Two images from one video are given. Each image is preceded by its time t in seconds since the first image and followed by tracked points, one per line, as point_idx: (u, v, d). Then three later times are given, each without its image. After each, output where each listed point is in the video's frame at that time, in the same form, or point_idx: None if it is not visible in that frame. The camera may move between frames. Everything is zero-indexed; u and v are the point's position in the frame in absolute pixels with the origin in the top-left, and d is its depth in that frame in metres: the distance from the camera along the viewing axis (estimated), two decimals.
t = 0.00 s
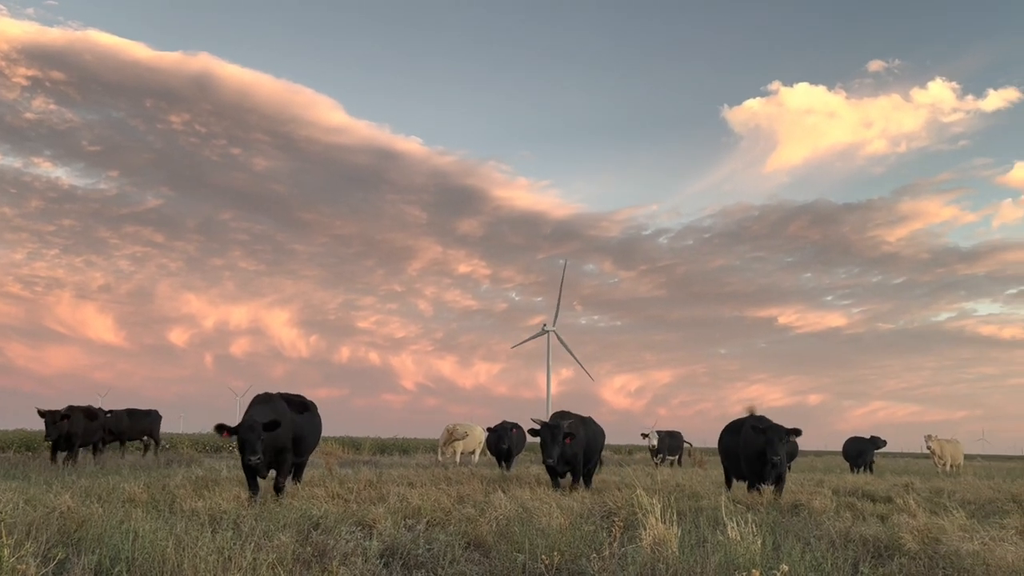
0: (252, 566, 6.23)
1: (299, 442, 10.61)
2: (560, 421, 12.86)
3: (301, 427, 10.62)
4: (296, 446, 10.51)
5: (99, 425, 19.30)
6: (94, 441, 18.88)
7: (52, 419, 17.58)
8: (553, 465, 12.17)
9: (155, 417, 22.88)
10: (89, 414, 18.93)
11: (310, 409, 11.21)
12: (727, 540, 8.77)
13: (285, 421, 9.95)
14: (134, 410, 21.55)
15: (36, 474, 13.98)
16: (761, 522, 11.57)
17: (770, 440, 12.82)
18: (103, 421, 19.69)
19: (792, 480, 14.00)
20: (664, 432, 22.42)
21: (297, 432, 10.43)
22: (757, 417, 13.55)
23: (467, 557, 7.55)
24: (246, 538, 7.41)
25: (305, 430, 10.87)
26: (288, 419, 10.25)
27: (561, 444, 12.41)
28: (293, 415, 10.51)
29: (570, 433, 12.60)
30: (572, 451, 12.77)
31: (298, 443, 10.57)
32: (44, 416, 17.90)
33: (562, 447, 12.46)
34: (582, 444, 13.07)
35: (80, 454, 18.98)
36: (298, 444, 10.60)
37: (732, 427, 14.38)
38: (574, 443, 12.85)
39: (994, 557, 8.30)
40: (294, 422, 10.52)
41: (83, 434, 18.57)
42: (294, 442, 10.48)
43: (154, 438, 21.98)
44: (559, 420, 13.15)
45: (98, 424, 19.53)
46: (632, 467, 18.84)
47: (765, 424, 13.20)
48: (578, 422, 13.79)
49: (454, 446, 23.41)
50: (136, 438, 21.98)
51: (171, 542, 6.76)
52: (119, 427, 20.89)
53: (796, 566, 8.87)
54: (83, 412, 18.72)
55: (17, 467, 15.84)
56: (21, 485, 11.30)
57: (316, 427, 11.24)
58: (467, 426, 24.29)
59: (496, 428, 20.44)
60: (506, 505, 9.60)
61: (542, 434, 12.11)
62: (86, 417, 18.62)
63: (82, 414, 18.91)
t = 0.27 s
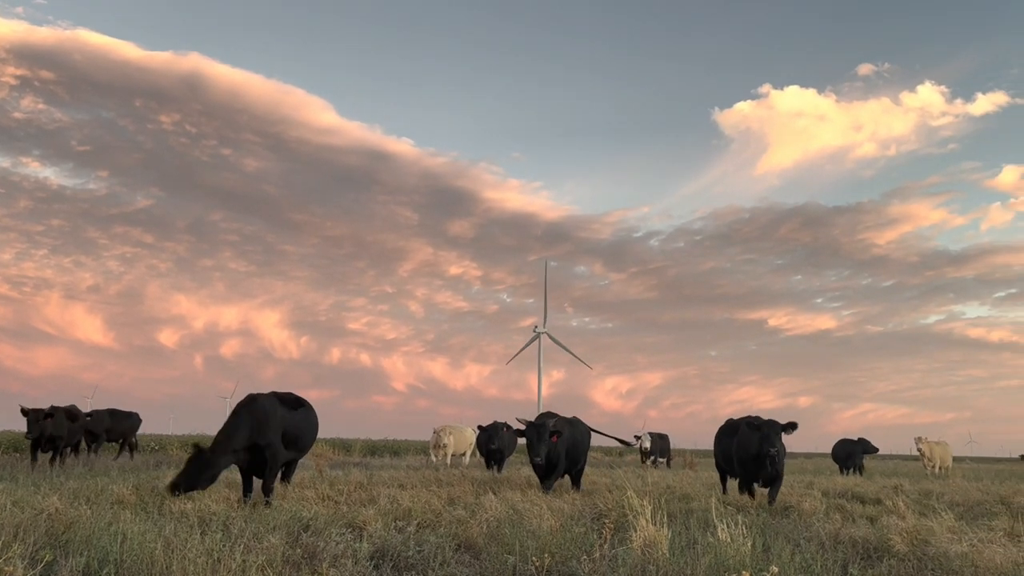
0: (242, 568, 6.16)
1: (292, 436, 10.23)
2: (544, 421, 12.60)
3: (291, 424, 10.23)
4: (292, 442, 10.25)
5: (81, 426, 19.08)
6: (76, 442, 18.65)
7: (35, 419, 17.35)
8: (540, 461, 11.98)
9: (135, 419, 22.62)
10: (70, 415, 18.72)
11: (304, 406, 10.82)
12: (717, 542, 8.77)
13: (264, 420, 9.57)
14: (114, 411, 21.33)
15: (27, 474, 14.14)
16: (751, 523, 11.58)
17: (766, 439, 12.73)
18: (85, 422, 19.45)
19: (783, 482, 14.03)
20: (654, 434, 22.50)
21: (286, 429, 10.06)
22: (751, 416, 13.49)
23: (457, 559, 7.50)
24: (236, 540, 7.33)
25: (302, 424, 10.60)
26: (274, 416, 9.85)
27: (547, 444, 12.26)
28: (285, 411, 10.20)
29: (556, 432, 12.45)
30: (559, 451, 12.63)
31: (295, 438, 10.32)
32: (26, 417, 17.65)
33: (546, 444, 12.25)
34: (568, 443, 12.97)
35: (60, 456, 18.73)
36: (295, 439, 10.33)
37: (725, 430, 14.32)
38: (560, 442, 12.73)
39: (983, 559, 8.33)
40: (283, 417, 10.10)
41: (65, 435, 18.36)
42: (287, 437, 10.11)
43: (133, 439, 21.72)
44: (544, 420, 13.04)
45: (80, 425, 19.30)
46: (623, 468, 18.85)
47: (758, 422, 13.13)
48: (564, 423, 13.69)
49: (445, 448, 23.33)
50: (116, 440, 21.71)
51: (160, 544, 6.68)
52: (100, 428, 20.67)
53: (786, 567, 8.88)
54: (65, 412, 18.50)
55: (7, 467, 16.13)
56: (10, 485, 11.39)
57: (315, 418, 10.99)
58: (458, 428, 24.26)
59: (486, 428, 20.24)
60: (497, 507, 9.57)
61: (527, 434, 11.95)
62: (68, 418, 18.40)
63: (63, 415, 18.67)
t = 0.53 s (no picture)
0: (232, 570, 6.08)
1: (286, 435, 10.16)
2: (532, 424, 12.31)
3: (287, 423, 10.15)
4: (288, 440, 10.17)
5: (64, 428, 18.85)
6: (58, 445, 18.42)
7: (18, 421, 17.12)
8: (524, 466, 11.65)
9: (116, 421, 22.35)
10: (53, 418, 18.48)
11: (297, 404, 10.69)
12: (708, 544, 8.75)
13: (264, 417, 9.52)
14: (96, 411, 21.07)
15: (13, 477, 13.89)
16: (741, 525, 11.59)
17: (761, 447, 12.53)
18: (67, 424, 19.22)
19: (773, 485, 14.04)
20: (642, 437, 22.54)
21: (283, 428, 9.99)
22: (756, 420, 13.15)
23: (448, 561, 7.45)
24: (225, 542, 7.25)
25: (298, 423, 10.51)
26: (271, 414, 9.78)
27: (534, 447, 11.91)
28: (283, 410, 10.11)
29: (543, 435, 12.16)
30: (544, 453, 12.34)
31: (291, 437, 10.24)
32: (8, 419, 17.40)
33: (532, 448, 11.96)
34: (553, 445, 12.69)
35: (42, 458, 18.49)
36: (291, 437, 10.24)
37: (722, 426, 14.08)
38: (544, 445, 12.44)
39: (972, 561, 8.36)
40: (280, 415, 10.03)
41: (47, 437, 18.13)
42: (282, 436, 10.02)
43: (115, 441, 21.48)
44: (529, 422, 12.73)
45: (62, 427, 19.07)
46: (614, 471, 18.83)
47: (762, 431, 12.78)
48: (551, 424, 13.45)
49: (434, 452, 23.19)
50: (97, 442, 21.46)
51: (149, 546, 6.60)
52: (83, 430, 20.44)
53: (776, 568, 8.88)
54: (47, 414, 18.26)
55: None
56: None
57: (309, 417, 10.88)
58: (447, 431, 24.18)
59: (475, 431, 20.26)
60: (487, 509, 9.52)
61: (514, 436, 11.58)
62: (51, 420, 18.17)
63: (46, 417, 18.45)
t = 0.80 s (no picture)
0: (221, 572, 6.02)
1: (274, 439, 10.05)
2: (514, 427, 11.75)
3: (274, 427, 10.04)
4: (276, 444, 10.09)
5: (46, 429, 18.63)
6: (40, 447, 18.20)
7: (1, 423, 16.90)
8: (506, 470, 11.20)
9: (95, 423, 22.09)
10: (35, 419, 18.26)
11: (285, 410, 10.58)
12: (698, 546, 8.74)
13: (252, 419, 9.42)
14: (77, 413, 20.86)
15: None
16: (732, 527, 11.60)
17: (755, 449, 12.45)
18: (50, 426, 19.01)
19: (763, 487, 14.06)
20: (631, 439, 22.58)
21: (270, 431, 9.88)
22: (753, 425, 13.08)
23: (438, 563, 7.41)
24: (214, 544, 7.18)
25: (287, 427, 10.42)
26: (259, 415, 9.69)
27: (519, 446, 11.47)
28: (272, 414, 10.01)
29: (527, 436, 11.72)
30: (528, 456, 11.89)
31: (278, 441, 10.14)
32: None
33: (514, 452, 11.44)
34: (538, 447, 12.24)
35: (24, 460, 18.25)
36: (279, 441, 10.15)
37: (717, 426, 14.01)
38: (530, 446, 11.89)
39: (960, 562, 8.40)
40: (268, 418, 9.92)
41: (30, 439, 17.92)
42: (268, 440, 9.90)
43: (97, 442, 21.26)
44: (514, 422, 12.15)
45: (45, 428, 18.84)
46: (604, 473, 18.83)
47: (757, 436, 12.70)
48: (534, 425, 13.00)
49: (422, 453, 23.09)
50: (79, 444, 21.21)
51: (138, 548, 6.53)
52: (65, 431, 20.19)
53: (766, 570, 8.89)
54: (30, 416, 18.04)
55: None
56: None
57: (297, 421, 10.79)
58: (436, 433, 24.11)
59: (461, 432, 20.26)
60: (478, 511, 9.48)
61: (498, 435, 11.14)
62: (34, 422, 17.96)
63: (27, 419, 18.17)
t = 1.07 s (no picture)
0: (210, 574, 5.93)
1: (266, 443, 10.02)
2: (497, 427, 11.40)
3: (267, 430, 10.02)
4: (265, 446, 10.01)
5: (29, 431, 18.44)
6: (24, 448, 18.01)
7: None
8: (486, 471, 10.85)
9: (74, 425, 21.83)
10: (19, 421, 18.06)
11: (276, 414, 10.55)
12: (688, 548, 8.73)
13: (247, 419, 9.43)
14: (59, 415, 20.67)
15: None
16: (722, 529, 11.60)
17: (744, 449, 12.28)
18: (34, 427, 18.81)
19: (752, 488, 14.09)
20: (620, 441, 22.61)
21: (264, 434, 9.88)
22: (743, 425, 13.09)
23: (428, 565, 7.35)
24: (203, 547, 7.09)
25: (274, 430, 10.35)
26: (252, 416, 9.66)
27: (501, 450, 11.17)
28: (261, 418, 9.96)
29: (510, 438, 11.44)
30: (511, 459, 11.63)
31: (267, 444, 10.08)
32: None
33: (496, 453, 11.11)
34: (521, 449, 11.94)
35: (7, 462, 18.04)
36: (268, 443, 10.08)
37: (707, 427, 14.03)
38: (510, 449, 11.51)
39: (949, 564, 8.42)
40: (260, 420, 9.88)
41: (14, 440, 17.72)
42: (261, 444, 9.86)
43: (79, 443, 21.08)
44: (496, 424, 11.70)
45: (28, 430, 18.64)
46: (595, 474, 18.83)
47: (747, 435, 12.65)
48: (517, 427, 12.55)
49: (411, 455, 23.00)
50: (61, 445, 20.99)
51: (125, 550, 6.43)
52: (47, 432, 19.98)
53: (756, 572, 8.89)
54: (13, 417, 17.86)
55: None
56: None
57: (285, 424, 10.71)
58: (425, 435, 24.03)
59: (447, 435, 20.25)
60: (468, 513, 9.44)
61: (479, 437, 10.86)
62: (18, 423, 17.80)
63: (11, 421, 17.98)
